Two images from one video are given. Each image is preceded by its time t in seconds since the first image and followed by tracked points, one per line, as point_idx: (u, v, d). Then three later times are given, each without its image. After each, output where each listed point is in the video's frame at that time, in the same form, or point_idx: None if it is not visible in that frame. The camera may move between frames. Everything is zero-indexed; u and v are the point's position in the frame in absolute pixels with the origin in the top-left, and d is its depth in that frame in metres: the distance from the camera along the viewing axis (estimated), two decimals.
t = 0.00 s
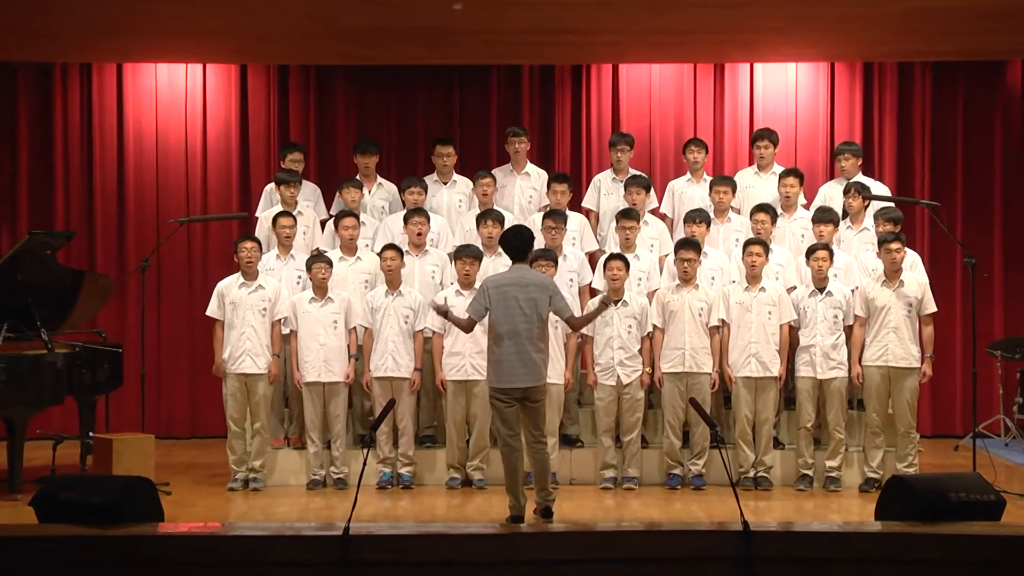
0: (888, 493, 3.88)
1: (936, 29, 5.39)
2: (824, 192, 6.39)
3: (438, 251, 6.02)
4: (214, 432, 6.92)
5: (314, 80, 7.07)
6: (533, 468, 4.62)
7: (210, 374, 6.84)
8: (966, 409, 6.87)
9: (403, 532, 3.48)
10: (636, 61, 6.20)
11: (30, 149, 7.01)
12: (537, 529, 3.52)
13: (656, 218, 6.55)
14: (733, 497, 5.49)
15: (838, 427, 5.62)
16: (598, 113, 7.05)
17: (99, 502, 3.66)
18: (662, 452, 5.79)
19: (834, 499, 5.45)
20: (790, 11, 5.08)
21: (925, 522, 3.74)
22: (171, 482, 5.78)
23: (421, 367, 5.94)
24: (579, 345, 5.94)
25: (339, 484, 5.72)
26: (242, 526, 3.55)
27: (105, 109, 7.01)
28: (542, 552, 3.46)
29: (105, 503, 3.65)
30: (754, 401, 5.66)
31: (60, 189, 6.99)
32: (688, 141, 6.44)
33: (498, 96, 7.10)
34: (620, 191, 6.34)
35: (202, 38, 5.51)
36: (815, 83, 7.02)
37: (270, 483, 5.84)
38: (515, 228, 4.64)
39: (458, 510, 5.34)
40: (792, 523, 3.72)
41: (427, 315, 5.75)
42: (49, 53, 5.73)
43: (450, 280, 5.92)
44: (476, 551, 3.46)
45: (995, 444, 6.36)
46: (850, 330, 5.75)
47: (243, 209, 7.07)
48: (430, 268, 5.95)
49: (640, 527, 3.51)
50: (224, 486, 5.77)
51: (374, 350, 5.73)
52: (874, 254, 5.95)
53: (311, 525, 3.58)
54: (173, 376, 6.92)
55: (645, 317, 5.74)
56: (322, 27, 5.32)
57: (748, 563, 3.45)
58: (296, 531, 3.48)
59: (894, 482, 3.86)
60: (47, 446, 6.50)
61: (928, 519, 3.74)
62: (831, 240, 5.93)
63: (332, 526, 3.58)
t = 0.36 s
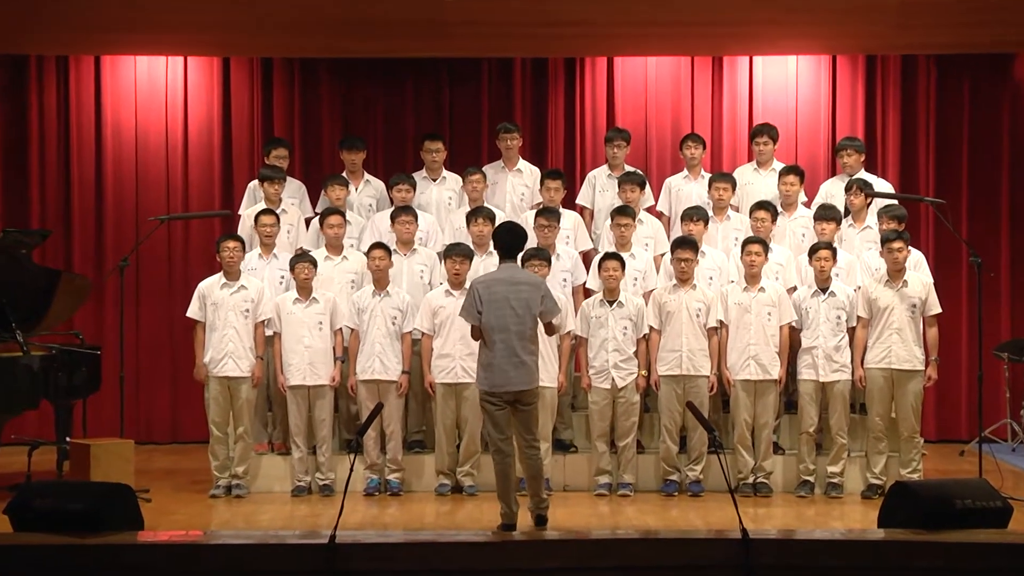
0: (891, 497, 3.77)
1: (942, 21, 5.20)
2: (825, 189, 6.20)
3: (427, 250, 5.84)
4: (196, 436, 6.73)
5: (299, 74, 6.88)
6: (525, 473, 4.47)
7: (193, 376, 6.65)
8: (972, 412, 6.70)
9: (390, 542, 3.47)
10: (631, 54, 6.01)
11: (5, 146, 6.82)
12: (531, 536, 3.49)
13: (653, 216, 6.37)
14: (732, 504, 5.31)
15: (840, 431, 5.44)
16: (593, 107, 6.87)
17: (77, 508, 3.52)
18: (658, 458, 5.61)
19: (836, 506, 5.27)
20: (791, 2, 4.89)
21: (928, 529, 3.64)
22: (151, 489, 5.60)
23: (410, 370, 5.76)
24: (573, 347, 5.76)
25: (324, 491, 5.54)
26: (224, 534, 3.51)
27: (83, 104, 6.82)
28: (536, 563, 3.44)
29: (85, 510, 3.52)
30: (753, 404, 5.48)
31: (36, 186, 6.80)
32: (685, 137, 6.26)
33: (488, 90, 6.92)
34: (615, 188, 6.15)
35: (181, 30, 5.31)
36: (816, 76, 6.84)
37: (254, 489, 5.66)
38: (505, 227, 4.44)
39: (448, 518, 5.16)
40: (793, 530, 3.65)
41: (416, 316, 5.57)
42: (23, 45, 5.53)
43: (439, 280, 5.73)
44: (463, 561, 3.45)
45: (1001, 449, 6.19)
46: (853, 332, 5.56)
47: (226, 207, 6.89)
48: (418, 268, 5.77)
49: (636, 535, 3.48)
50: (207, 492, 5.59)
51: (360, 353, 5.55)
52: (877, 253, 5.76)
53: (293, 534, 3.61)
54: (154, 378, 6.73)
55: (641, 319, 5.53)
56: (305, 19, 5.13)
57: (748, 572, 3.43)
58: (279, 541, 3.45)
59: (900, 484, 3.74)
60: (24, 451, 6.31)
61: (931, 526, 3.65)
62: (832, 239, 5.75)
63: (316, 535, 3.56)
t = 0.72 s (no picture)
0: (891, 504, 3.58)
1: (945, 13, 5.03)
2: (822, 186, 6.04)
3: (411, 249, 5.66)
4: (173, 441, 6.54)
5: (279, 68, 6.70)
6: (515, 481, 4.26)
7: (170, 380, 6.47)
8: (973, 416, 6.53)
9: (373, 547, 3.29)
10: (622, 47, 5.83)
11: None
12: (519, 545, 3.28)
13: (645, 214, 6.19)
14: (726, 511, 5.13)
15: (838, 436, 5.26)
16: (583, 101, 6.70)
17: (44, 516, 3.30)
18: (650, 463, 5.43)
19: (834, 513, 5.10)
20: None
21: (928, 536, 3.43)
22: (125, 496, 5.40)
23: (394, 373, 5.58)
24: (562, 349, 5.58)
25: (305, 498, 5.35)
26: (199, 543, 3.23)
27: (54, 97, 6.62)
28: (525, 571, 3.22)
29: (53, 519, 3.30)
30: (748, 408, 5.30)
31: (7, 183, 6.60)
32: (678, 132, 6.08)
33: (475, 85, 6.75)
34: (605, 185, 5.99)
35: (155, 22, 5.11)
36: (813, 69, 6.68)
37: (232, 496, 5.46)
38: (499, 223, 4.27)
39: (433, 525, 4.98)
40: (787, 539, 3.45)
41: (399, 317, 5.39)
42: None
43: (424, 280, 5.56)
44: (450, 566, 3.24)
45: (1003, 454, 6.02)
46: (851, 333, 5.39)
47: (204, 204, 6.70)
48: (402, 268, 5.60)
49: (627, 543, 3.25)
50: (183, 500, 5.39)
51: (342, 354, 5.36)
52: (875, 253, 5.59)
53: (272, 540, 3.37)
54: (129, 381, 6.54)
55: (632, 320, 5.37)
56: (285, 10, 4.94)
57: None
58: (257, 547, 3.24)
59: (898, 490, 3.58)
60: None
61: (931, 534, 3.44)
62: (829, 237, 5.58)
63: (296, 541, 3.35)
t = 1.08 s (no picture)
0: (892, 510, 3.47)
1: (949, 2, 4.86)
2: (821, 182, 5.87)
3: (397, 247, 5.49)
4: (150, 445, 6.37)
5: (260, 61, 6.52)
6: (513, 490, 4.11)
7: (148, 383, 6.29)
8: (977, 420, 6.38)
9: (360, 557, 3.11)
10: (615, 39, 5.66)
11: None
12: (508, 557, 3.10)
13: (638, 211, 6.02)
14: (723, 518, 4.96)
15: (838, 441, 5.09)
16: (575, 95, 6.53)
17: (19, 525, 3.18)
18: (644, 469, 5.26)
19: (834, 521, 4.93)
20: None
21: (929, 545, 3.31)
22: (100, 504, 5.21)
23: (379, 376, 5.40)
24: (553, 351, 5.41)
25: (287, 505, 5.17)
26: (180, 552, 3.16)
27: (27, 90, 6.41)
28: None
29: (26, 528, 3.19)
30: (744, 411, 5.14)
31: None
32: (673, 127, 5.92)
33: (462, 78, 6.57)
34: (597, 181, 5.82)
35: (131, 12, 4.93)
36: (811, 62, 6.52)
37: (211, 503, 5.28)
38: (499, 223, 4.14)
39: (420, 533, 4.81)
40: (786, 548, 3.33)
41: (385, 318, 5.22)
42: None
43: (410, 279, 5.39)
44: None
45: (1008, 460, 5.87)
46: (852, 335, 5.22)
47: (183, 202, 6.51)
48: (388, 267, 5.43)
49: (622, 553, 3.10)
50: (160, 508, 5.21)
51: (326, 357, 5.19)
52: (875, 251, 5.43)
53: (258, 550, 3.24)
54: (105, 384, 6.37)
55: (625, 321, 5.20)
56: None
57: None
58: (241, 558, 3.09)
59: (899, 496, 3.44)
60: None
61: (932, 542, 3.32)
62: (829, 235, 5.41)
63: (282, 552, 3.19)
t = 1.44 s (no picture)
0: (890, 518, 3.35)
1: None
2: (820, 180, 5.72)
3: (382, 246, 5.32)
4: (125, 452, 6.20)
5: (240, 54, 6.35)
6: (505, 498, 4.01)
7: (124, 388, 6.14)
8: (981, 425, 6.22)
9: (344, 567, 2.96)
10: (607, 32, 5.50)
11: None
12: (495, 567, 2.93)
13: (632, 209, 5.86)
14: (719, 526, 4.80)
15: (838, 446, 4.93)
16: (567, 90, 6.36)
17: None
18: (637, 475, 5.09)
19: (834, 528, 4.76)
20: None
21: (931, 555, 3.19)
22: (74, 512, 5.03)
23: (364, 379, 5.23)
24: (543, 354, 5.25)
25: (268, 513, 4.99)
26: (156, 563, 3.06)
27: None
28: None
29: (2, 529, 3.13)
30: (741, 416, 4.97)
31: None
32: (667, 123, 5.76)
33: (449, 73, 6.41)
34: (589, 178, 5.65)
35: (105, 2, 4.75)
36: (810, 55, 6.36)
37: (189, 511, 5.10)
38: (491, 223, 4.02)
39: (406, 542, 4.63)
40: (785, 558, 3.16)
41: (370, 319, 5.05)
42: None
43: (396, 279, 5.22)
44: None
45: (1013, 466, 5.71)
46: (852, 337, 5.06)
47: (160, 198, 6.33)
48: (374, 266, 5.26)
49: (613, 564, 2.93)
50: (137, 515, 5.03)
51: (309, 359, 5.02)
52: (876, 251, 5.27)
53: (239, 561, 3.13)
54: (79, 388, 6.19)
55: (618, 322, 5.04)
56: None
57: None
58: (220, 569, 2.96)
59: (900, 501, 3.32)
60: None
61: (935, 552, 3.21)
62: (828, 234, 5.26)
63: (263, 563, 3.07)
